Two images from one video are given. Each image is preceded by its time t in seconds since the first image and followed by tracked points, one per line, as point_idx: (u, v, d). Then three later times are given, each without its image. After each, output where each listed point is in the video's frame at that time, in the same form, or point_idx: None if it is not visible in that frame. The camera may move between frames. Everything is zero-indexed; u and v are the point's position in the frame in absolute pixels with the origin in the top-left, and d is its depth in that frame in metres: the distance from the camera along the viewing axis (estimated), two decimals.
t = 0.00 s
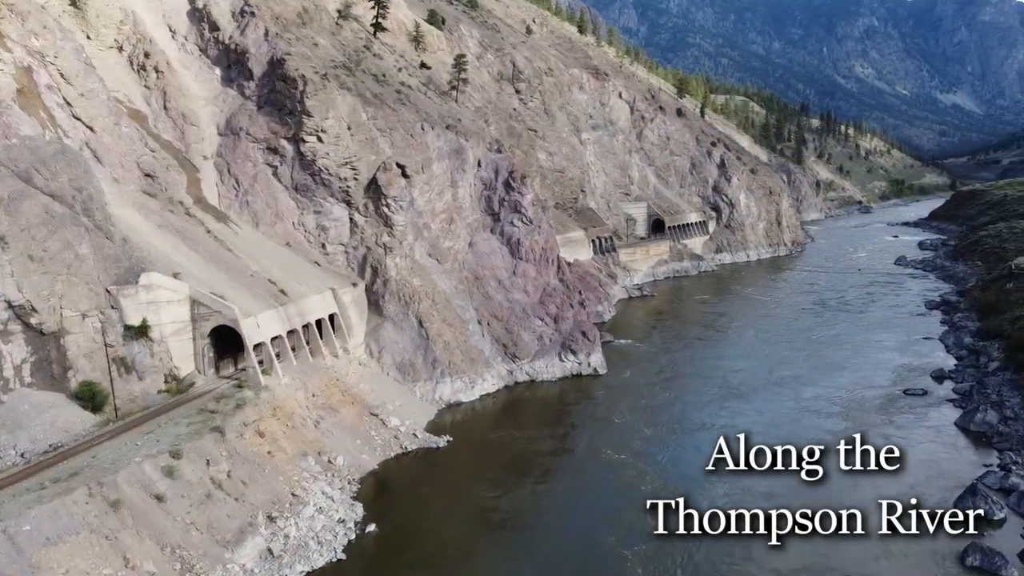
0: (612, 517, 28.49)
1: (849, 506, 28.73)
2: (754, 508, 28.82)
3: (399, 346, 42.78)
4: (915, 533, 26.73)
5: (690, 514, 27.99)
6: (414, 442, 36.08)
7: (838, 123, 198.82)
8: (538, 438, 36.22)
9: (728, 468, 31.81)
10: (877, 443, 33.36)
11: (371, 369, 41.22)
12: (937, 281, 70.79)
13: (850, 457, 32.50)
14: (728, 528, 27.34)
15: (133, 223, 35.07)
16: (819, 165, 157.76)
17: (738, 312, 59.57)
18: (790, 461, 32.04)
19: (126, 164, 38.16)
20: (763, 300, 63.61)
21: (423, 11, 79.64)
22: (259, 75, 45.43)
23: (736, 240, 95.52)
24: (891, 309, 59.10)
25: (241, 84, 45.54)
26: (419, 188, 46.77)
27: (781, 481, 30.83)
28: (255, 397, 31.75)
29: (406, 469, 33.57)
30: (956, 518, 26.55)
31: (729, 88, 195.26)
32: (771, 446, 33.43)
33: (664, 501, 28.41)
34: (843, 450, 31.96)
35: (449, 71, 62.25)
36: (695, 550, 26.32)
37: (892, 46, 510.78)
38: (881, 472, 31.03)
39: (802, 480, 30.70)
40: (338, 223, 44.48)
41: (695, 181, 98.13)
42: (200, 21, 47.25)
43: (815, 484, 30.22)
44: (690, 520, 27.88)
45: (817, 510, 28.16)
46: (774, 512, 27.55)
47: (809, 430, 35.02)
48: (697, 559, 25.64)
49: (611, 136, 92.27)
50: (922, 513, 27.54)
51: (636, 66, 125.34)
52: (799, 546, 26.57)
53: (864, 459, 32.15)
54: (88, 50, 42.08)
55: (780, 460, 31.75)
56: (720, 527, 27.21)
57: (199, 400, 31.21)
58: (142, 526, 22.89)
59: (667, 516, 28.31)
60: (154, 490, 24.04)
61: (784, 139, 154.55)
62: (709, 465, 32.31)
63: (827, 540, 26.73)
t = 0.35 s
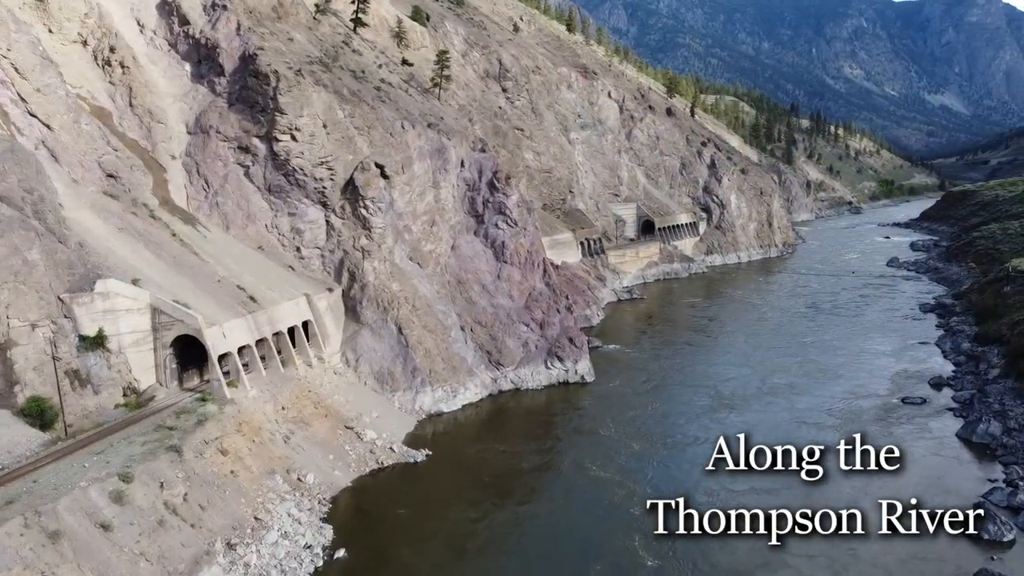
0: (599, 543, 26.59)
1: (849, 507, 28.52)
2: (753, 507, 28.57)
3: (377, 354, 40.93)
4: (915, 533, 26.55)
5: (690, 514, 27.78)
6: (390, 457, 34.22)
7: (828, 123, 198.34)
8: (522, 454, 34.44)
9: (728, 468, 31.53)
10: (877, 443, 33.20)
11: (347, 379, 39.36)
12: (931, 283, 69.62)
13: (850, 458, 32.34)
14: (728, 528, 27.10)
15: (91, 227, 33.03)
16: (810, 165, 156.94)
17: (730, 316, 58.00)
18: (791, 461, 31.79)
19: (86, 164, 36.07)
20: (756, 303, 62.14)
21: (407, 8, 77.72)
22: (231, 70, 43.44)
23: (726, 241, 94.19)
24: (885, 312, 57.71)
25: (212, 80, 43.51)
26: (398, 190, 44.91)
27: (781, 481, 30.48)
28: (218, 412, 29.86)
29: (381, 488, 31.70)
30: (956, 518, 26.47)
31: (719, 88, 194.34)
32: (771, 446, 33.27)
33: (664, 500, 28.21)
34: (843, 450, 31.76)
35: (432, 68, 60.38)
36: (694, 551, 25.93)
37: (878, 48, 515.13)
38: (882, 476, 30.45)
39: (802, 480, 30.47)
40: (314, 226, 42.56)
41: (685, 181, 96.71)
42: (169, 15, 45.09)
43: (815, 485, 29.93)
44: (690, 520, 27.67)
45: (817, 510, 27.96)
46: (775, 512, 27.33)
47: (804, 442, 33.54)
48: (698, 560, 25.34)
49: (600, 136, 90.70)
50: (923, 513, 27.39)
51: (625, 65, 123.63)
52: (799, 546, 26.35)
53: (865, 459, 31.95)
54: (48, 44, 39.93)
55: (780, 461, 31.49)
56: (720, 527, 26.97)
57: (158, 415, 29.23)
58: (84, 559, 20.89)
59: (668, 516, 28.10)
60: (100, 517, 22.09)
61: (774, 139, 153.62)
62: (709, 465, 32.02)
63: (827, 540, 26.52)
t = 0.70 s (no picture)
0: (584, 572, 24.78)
1: (849, 507, 28.20)
2: (753, 507, 28.24)
3: (353, 363, 39.06)
4: (914, 533, 26.38)
5: (690, 514, 27.50)
6: (364, 473, 32.35)
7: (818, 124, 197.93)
8: (506, 471, 32.68)
9: (728, 468, 31.14)
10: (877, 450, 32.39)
11: (322, 390, 37.47)
12: (924, 286, 68.43)
13: (850, 457, 32.07)
14: (728, 528, 26.78)
15: (44, 231, 30.97)
16: (800, 165, 156.13)
17: (722, 321, 56.41)
18: (790, 461, 31.44)
19: (42, 164, 33.96)
20: (747, 307, 60.65)
21: (390, 4, 75.82)
22: (200, 66, 41.46)
23: (717, 243, 92.86)
24: (880, 316, 56.32)
25: (180, 76, 41.50)
26: (377, 191, 43.07)
27: (777, 494, 29.11)
28: (178, 428, 27.97)
29: (355, 506, 29.78)
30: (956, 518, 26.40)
31: (709, 88, 193.48)
32: (771, 446, 33.00)
33: (664, 501, 27.93)
34: (843, 450, 31.46)
35: (415, 65, 58.53)
36: (693, 554, 25.50)
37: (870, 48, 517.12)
38: (881, 479, 29.99)
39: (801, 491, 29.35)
40: (287, 229, 40.62)
41: (675, 182, 95.30)
42: (136, 8, 42.94)
43: (815, 485, 29.57)
44: (690, 520, 27.39)
45: (818, 510, 27.67)
46: (775, 512, 27.03)
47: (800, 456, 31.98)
48: (696, 562, 24.98)
49: (589, 136, 89.11)
50: (922, 513, 27.22)
51: (614, 64, 121.96)
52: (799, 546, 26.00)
53: (864, 459, 31.71)
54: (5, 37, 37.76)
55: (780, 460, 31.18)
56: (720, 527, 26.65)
57: (112, 432, 27.27)
58: None
59: (667, 517, 27.81)
60: (36, 551, 20.56)
61: (764, 139, 152.70)
62: (709, 465, 31.61)
63: (827, 540, 26.19)
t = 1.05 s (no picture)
0: None
1: (849, 507, 27.79)
2: (753, 507, 27.90)
3: (328, 373, 37.17)
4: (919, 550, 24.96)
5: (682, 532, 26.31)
6: (337, 492, 30.48)
7: (808, 124, 197.36)
8: (488, 490, 30.88)
9: (728, 468, 30.77)
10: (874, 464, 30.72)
11: (294, 402, 35.52)
12: (918, 288, 67.20)
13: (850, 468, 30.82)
14: (728, 528, 26.46)
15: None
16: (790, 166, 155.26)
17: (713, 325, 54.83)
18: (792, 461, 31.12)
19: None
20: (739, 311, 59.14)
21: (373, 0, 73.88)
22: (166, 60, 39.38)
23: (707, 244, 91.49)
24: (875, 320, 54.93)
25: (146, 71, 39.43)
26: (353, 192, 41.47)
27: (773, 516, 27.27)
28: (132, 448, 25.98)
29: (326, 529, 27.87)
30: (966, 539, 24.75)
31: (699, 88, 192.44)
32: (771, 445, 32.77)
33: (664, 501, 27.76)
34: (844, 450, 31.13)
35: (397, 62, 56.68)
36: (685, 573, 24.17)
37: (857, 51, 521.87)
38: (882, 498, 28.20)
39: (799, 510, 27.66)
40: (259, 232, 38.67)
41: (665, 182, 93.89)
42: None
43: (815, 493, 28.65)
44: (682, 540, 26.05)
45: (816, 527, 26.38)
46: (774, 512, 26.73)
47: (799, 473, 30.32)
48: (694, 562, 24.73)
49: (577, 136, 87.55)
50: (923, 513, 26.81)
51: (603, 63, 120.45)
52: (798, 552, 25.18)
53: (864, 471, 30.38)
54: None
55: (781, 460, 30.87)
56: (720, 527, 26.37)
57: (60, 452, 25.33)
58: None
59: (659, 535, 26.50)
60: None
61: (754, 139, 151.73)
62: (709, 465, 31.29)
63: (827, 548, 25.27)
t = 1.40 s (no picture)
0: None
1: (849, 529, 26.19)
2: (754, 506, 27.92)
3: (302, 383, 35.36)
4: None
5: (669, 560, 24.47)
6: (308, 512, 28.69)
7: (798, 125, 196.79)
8: (469, 510, 29.18)
9: (729, 468, 30.77)
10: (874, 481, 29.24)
11: (265, 415, 33.72)
12: (912, 291, 66.13)
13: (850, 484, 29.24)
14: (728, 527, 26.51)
15: None
16: (781, 166, 154.44)
17: (706, 330, 53.31)
18: (792, 460, 31.18)
19: None
20: (731, 315, 57.67)
21: None
22: (131, 55, 37.41)
23: (699, 245, 90.23)
24: (870, 325, 53.65)
25: (110, 66, 37.45)
26: (330, 194, 39.61)
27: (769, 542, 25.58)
28: (83, 470, 24.17)
29: (295, 553, 26.05)
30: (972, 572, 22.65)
31: (689, 89, 191.40)
32: (772, 445, 32.71)
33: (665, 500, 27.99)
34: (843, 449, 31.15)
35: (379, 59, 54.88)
36: None
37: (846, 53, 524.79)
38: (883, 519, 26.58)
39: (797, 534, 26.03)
40: (229, 235, 36.83)
41: (655, 183, 92.56)
42: None
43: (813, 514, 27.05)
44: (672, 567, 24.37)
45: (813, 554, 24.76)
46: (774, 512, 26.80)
47: (797, 492, 28.74)
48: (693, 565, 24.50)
49: (566, 136, 86.03)
50: (923, 513, 26.74)
51: (593, 62, 119.02)
52: None
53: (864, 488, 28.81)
54: None
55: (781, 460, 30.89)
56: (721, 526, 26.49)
57: (3, 475, 23.47)
58: None
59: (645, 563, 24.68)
60: None
61: (745, 140, 150.78)
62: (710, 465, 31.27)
63: None
